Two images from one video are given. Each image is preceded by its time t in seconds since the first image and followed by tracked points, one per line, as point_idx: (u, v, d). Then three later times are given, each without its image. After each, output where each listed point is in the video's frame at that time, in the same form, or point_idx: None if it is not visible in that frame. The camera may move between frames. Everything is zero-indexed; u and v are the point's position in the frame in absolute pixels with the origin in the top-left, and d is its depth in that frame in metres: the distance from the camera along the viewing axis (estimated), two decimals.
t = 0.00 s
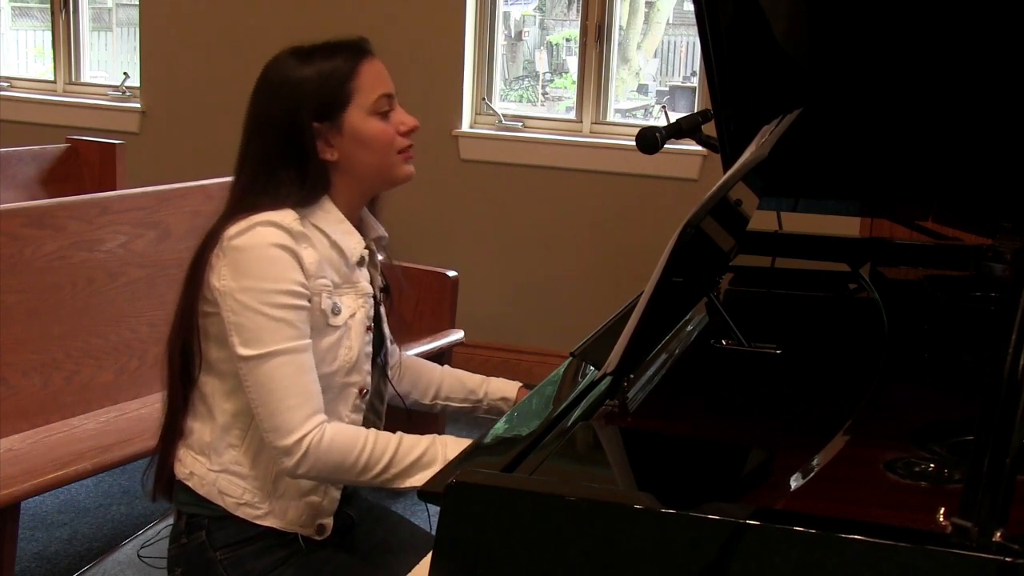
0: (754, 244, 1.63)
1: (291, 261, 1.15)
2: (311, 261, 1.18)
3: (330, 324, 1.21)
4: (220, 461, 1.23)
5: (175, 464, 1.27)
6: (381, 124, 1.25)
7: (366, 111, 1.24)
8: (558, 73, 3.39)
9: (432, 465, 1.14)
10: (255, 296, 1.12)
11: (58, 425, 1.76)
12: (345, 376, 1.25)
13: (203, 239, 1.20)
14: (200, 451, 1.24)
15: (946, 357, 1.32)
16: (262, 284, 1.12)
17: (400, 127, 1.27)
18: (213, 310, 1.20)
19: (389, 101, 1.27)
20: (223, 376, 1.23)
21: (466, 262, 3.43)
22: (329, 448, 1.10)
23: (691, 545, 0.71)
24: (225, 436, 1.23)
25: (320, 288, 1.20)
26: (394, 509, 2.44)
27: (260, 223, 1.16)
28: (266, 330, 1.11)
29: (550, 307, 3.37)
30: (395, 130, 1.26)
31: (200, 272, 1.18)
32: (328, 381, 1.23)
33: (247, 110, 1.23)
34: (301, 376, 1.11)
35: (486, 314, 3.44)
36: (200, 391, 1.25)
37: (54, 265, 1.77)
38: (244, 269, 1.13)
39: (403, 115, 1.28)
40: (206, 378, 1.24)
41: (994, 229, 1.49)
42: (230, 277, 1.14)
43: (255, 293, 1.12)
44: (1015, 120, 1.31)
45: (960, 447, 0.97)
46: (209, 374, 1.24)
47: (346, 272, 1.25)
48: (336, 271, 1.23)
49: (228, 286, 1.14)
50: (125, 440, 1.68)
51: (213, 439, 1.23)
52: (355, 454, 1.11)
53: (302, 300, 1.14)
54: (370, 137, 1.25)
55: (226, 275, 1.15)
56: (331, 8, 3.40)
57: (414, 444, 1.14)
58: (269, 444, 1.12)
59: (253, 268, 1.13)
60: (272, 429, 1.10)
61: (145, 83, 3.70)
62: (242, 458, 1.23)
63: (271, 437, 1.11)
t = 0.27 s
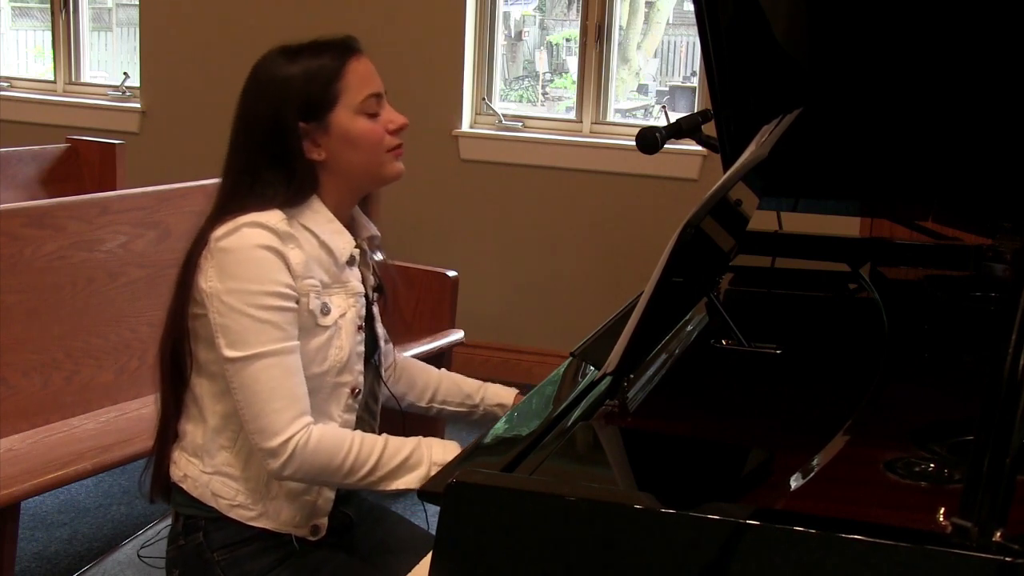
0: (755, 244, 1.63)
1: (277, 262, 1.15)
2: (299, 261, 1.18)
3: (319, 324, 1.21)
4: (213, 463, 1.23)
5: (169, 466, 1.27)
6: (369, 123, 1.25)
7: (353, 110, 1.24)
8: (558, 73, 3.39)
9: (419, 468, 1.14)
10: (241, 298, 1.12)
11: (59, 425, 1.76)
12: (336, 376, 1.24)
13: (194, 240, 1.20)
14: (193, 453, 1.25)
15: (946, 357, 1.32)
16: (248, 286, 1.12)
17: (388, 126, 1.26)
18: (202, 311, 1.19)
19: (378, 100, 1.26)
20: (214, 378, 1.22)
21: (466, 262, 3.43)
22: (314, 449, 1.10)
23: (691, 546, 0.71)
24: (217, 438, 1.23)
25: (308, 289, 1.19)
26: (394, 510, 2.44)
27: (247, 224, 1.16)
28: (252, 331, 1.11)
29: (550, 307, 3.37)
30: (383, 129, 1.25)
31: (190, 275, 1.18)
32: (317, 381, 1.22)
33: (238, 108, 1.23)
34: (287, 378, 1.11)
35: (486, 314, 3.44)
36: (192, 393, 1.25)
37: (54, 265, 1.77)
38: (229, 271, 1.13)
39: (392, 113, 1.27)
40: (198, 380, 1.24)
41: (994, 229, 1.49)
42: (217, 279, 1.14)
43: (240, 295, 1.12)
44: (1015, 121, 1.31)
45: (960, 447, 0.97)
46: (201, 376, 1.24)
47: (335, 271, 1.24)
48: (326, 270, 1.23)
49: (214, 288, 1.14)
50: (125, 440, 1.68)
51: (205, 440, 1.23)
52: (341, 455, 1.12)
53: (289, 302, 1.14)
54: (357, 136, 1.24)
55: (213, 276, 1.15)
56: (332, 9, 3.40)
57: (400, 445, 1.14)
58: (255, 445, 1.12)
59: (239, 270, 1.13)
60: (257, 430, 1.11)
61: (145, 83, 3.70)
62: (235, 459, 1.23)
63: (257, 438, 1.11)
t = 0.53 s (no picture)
0: (755, 244, 1.63)
1: (272, 262, 1.15)
2: (294, 261, 1.18)
3: (316, 325, 1.21)
4: (208, 463, 1.23)
5: (166, 466, 1.27)
6: (370, 127, 1.24)
7: (354, 113, 1.23)
8: (558, 73, 3.39)
9: (415, 466, 1.14)
10: (236, 297, 1.12)
11: (59, 425, 1.76)
12: (333, 377, 1.24)
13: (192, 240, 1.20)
14: (190, 453, 1.25)
15: (946, 358, 1.32)
16: (242, 285, 1.12)
17: (389, 129, 1.25)
18: (199, 311, 1.19)
19: (381, 105, 1.26)
20: (210, 378, 1.22)
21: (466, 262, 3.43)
22: (310, 449, 1.10)
23: (692, 546, 0.71)
24: (213, 438, 1.23)
25: (304, 289, 1.19)
26: (394, 510, 2.44)
27: (242, 224, 1.16)
28: (246, 331, 1.11)
29: (550, 307, 3.36)
30: (384, 133, 1.25)
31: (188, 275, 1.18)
32: (313, 382, 1.22)
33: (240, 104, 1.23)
34: (283, 377, 1.11)
35: (486, 314, 3.44)
36: (189, 393, 1.25)
37: (54, 265, 1.77)
38: (224, 271, 1.13)
39: (394, 117, 1.27)
40: (195, 380, 1.24)
41: (994, 229, 1.49)
42: (212, 279, 1.14)
43: (235, 294, 1.12)
44: (1014, 121, 1.32)
45: (960, 447, 0.97)
46: (197, 376, 1.24)
47: (332, 272, 1.24)
48: (321, 271, 1.23)
49: (209, 288, 1.14)
50: (125, 440, 1.68)
51: (201, 440, 1.23)
52: (337, 455, 1.12)
53: (284, 301, 1.14)
54: (357, 139, 1.23)
55: (208, 277, 1.15)
56: (332, 9, 3.41)
57: (396, 445, 1.14)
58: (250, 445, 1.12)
59: (234, 270, 1.13)
60: (253, 430, 1.10)
61: (145, 83, 3.70)
62: (230, 460, 1.23)
63: (252, 438, 1.11)
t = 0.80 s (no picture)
0: (755, 244, 1.63)
1: (280, 259, 1.15)
2: (301, 260, 1.18)
3: (322, 324, 1.21)
4: (211, 462, 1.23)
5: (167, 466, 1.27)
6: (377, 133, 1.25)
7: (361, 119, 1.24)
8: (558, 73, 3.39)
9: (444, 452, 1.11)
10: (247, 294, 1.12)
11: (59, 425, 1.76)
12: (336, 377, 1.24)
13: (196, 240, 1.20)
14: (192, 452, 1.24)
15: (946, 358, 1.32)
16: (254, 281, 1.12)
17: (394, 135, 1.26)
18: (202, 311, 1.20)
19: (387, 110, 1.26)
20: (215, 376, 1.23)
21: (466, 262, 3.43)
22: (334, 439, 1.09)
23: (692, 545, 0.71)
24: (216, 437, 1.23)
25: (311, 288, 1.20)
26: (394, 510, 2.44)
27: (248, 223, 1.16)
28: (260, 325, 1.11)
29: (551, 307, 3.36)
30: (390, 139, 1.25)
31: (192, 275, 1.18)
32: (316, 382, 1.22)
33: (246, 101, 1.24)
34: (299, 369, 1.10)
35: (487, 314, 3.44)
36: (192, 392, 1.25)
37: (54, 265, 1.77)
38: (234, 269, 1.13)
39: (399, 123, 1.27)
40: (197, 379, 1.24)
41: (994, 229, 1.49)
42: (222, 277, 1.14)
43: (246, 290, 1.12)
44: (1015, 120, 1.31)
45: (960, 447, 0.97)
46: (200, 375, 1.24)
47: (337, 272, 1.24)
48: (327, 271, 1.23)
49: (220, 287, 1.14)
50: (125, 440, 1.68)
51: (204, 439, 1.23)
52: (362, 444, 1.10)
53: (294, 297, 1.14)
54: (363, 145, 1.24)
55: (217, 276, 1.15)
56: (332, 9, 3.41)
57: (423, 432, 1.12)
58: (275, 440, 1.11)
59: (244, 267, 1.13)
60: (277, 423, 1.09)
61: (145, 83, 3.70)
62: (233, 459, 1.23)
63: (277, 432, 1.10)
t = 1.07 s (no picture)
0: (754, 244, 1.63)
1: (290, 264, 1.15)
2: (311, 265, 1.18)
3: (329, 329, 1.21)
4: (214, 462, 1.23)
5: (169, 464, 1.27)
6: (388, 133, 1.25)
7: (371, 120, 1.24)
8: (558, 73, 3.39)
9: (439, 459, 1.13)
10: (256, 299, 1.11)
11: (59, 425, 1.76)
12: (342, 381, 1.25)
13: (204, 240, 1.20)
14: (194, 451, 1.24)
15: (946, 357, 1.32)
16: (263, 286, 1.12)
17: (405, 134, 1.26)
18: (208, 311, 1.20)
19: (396, 110, 1.26)
20: (220, 376, 1.23)
21: (466, 261, 3.43)
22: (334, 448, 1.10)
23: (692, 545, 0.71)
24: (219, 437, 1.23)
25: (321, 292, 1.20)
26: (394, 509, 2.44)
27: (260, 227, 1.15)
28: (267, 332, 1.11)
29: (551, 307, 3.36)
30: (401, 138, 1.26)
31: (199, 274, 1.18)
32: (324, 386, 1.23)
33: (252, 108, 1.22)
34: (304, 378, 1.11)
35: (487, 314, 3.44)
36: (196, 391, 1.25)
37: (54, 265, 1.77)
38: (244, 273, 1.13)
39: (408, 122, 1.27)
40: (202, 379, 1.24)
41: (994, 230, 1.49)
42: (231, 281, 1.14)
43: (255, 296, 1.12)
44: (1015, 121, 1.32)
45: (960, 447, 0.97)
46: (205, 374, 1.24)
47: (346, 277, 1.24)
48: (336, 275, 1.23)
49: (229, 290, 1.13)
50: (125, 440, 1.68)
51: (207, 439, 1.23)
52: (360, 452, 1.11)
53: (303, 303, 1.14)
54: (376, 146, 1.24)
55: (225, 279, 1.14)
56: (331, 9, 3.41)
57: (419, 439, 1.13)
58: (274, 446, 1.12)
59: (254, 271, 1.13)
60: (277, 431, 1.10)
61: (145, 83, 3.70)
62: (236, 459, 1.23)
63: (277, 439, 1.11)
